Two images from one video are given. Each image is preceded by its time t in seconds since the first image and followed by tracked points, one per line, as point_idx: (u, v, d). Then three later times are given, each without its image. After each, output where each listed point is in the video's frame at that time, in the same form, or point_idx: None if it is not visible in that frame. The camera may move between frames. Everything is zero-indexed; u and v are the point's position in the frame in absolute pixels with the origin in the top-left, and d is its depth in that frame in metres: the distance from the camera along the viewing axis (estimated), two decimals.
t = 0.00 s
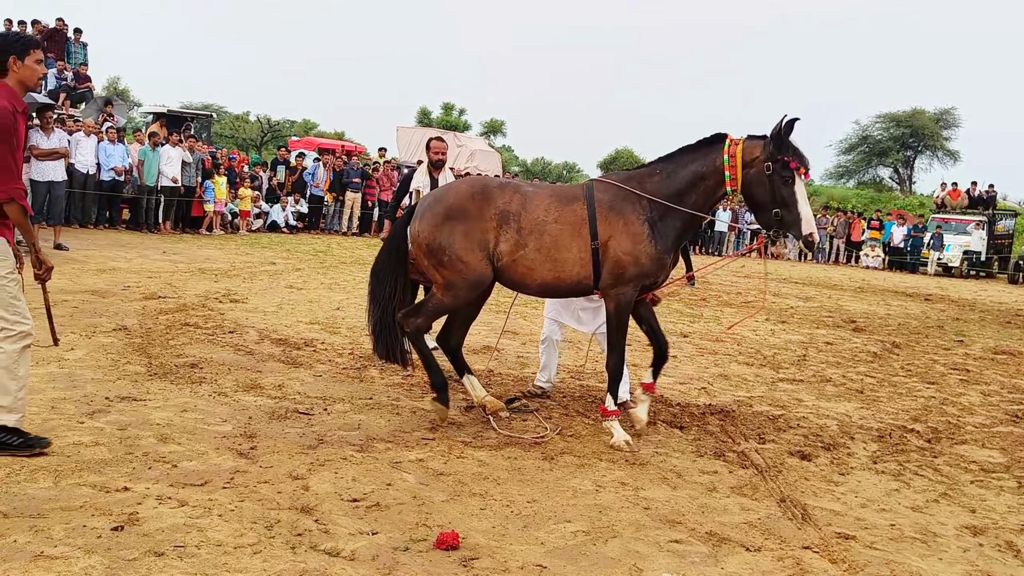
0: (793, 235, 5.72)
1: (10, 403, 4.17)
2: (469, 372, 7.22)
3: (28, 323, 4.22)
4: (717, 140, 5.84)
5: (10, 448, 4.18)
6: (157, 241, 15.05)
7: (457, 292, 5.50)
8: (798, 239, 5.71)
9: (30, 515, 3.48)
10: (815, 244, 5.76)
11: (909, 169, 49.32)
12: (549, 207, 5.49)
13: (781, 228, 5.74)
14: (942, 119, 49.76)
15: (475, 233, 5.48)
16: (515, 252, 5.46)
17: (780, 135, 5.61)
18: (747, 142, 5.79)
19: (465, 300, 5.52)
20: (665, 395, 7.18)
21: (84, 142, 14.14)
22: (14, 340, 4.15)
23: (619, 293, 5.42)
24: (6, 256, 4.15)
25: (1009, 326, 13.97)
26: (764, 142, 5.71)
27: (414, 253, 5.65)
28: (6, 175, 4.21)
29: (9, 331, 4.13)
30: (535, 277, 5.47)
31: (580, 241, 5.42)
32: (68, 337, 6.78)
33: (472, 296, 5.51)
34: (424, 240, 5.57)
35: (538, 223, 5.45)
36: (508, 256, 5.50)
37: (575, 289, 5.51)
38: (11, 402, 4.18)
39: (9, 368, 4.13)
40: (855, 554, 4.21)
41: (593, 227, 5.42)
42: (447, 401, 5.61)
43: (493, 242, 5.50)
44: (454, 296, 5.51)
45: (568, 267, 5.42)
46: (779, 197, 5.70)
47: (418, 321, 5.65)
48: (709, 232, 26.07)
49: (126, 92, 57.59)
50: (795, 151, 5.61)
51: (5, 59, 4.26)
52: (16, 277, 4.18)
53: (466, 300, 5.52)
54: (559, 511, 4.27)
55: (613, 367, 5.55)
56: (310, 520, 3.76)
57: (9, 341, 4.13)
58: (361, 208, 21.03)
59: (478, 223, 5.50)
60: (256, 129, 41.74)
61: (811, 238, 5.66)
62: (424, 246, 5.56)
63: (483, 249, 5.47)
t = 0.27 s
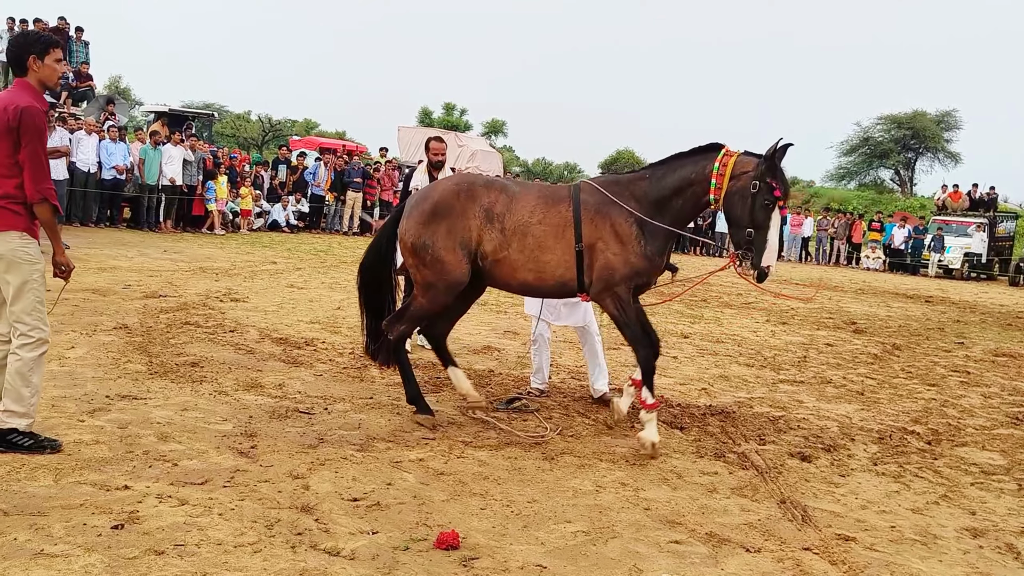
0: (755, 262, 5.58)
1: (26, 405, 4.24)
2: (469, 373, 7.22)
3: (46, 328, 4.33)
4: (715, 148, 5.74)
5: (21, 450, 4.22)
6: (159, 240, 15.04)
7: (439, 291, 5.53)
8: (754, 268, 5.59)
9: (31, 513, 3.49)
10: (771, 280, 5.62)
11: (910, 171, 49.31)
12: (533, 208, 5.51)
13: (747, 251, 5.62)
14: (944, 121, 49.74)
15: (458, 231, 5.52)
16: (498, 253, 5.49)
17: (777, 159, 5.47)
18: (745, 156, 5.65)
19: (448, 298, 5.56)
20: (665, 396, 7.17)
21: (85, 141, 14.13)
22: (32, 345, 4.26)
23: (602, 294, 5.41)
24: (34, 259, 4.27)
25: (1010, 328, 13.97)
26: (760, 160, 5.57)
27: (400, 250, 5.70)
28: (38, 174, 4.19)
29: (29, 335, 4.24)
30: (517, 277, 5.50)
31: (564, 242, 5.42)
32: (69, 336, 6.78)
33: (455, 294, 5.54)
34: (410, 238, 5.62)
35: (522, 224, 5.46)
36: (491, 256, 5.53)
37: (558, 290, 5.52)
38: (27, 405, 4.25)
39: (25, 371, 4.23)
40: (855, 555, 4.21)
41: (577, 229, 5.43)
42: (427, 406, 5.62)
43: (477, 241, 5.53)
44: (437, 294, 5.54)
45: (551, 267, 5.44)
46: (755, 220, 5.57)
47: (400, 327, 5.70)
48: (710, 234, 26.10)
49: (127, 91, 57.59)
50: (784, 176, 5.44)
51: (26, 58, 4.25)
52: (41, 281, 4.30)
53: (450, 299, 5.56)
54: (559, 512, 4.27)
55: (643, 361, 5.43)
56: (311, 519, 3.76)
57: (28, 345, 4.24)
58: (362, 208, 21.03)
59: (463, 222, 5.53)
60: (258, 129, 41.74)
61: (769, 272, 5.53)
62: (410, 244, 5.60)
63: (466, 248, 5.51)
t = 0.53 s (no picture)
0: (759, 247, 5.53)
1: (31, 408, 4.24)
2: (471, 374, 7.21)
3: (57, 332, 4.32)
4: (708, 142, 5.72)
5: (21, 450, 4.22)
6: (160, 240, 15.04)
7: (448, 296, 5.51)
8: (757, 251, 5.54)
9: (32, 514, 3.48)
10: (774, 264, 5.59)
11: (912, 173, 49.31)
12: (539, 210, 5.50)
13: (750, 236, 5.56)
14: (945, 123, 49.71)
15: (465, 234, 5.51)
16: (505, 256, 5.47)
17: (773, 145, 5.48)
18: (739, 145, 5.64)
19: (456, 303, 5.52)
20: (666, 398, 7.16)
21: (86, 142, 14.14)
22: (44, 348, 4.26)
23: (612, 297, 5.38)
24: (52, 263, 4.28)
25: (1011, 330, 13.96)
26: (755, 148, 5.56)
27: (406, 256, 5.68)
28: (60, 175, 4.21)
29: (40, 338, 4.23)
30: (525, 281, 5.46)
31: (571, 245, 5.41)
32: (70, 336, 6.78)
33: (463, 298, 5.51)
34: (416, 243, 5.60)
35: (528, 226, 5.45)
36: (498, 260, 5.50)
37: (567, 294, 5.47)
38: (31, 407, 4.25)
39: (34, 374, 4.24)
40: (857, 557, 4.20)
41: (584, 231, 5.42)
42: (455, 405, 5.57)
43: (484, 245, 5.51)
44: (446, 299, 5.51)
45: (559, 271, 5.41)
46: (755, 205, 5.52)
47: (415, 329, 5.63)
48: (711, 235, 26.10)
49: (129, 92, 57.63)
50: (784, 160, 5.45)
51: (39, 60, 4.27)
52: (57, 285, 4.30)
53: (458, 304, 5.52)
54: (561, 513, 4.26)
55: (619, 375, 5.39)
56: (312, 520, 3.75)
57: (38, 348, 4.24)
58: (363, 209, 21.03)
59: (469, 226, 5.53)
60: (259, 129, 41.76)
61: (774, 255, 5.48)
62: (416, 249, 5.59)
63: (473, 251, 5.49)
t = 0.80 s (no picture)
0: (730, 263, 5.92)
1: (37, 408, 4.25)
2: (473, 375, 7.22)
3: (67, 333, 4.35)
4: (703, 150, 5.88)
5: (24, 450, 4.22)
6: (162, 241, 15.05)
7: (446, 306, 5.47)
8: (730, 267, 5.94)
9: (36, 514, 3.49)
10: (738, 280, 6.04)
11: (914, 173, 49.27)
12: (533, 219, 5.51)
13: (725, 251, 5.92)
14: (948, 124, 49.64)
15: (459, 244, 5.45)
16: (502, 265, 5.47)
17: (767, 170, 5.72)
18: (735, 160, 5.86)
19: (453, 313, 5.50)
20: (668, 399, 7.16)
21: (88, 142, 14.16)
22: (54, 347, 4.29)
23: (612, 304, 5.50)
24: (59, 264, 4.31)
25: (1014, 331, 13.93)
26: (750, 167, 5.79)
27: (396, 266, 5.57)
28: (68, 180, 4.21)
29: (50, 337, 4.26)
30: (523, 290, 5.49)
31: (569, 253, 5.47)
32: (74, 337, 6.79)
33: (459, 308, 5.49)
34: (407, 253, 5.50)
35: (524, 235, 5.46)
36: (494, 269, 5.49)
37: (565, 301, 5.55)
38: (36, 408, 4.26)
39: (42, 373, 4.25)
40: (860, 559, 4.20)
41: (582, 239, 5.48)
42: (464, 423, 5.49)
43: (478, 254, 5.46)
44: (443, 310, 5.47)
45: (559, 279, 5.46)
46: (738, 224, 5.83)
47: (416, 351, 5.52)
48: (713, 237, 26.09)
49: (131, 93, 57.72)
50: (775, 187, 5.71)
51: (45, 65, 4.29)
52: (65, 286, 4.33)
53: (455, 313, 5.50)
54: (563, 514, 4.26)
55: (665, 361, 5.44)
56: (315, 521, 3.75)
57: (48, 347, 4.26)
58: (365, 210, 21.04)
59: (463, 235, 5.47)
60: (261, 130, 41.80)
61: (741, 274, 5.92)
62: (408, 259, 5.48)
63: (468, 261, 5.44)
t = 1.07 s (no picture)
0: (713, 275, 6.28)
1: (35, 408, 4.25)
2: (471, 376, 7.22)
3: (65, 332, 4.35)
4: (701, 164, 6.15)
5: (22, 451, 4.21)
6: (161, 242, 15.04)
7: (448, 316, 5.44)
8: (711, 277, 6.29)
9: (33, 516, 3.48)
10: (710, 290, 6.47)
11: (912, 176, 49.33)
12: (534, 228, 5.55)
13: (711, 262, 6.28)
14: (946, 126, 49.72)
15: (461, 255, 5.41)
16: (506, 275, 5.49)
17: (756, 195, 6.21)
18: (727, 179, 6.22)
19: (455, 323, 5.48)
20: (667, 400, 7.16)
21: (87, 143, 14.15)
22: (53, 347, 4.29)
23: (616, 311, 5.70)
24: (51, 264, 4.31)
25: (1012, 333, 13.95)
26: (742, 188, 6.21)
27: (396, 277, 5.48)
28: (61, 183, 4.22)
29: (49, 336, 4.27)
30: (525, 299, 5.54)
31: (572, 262, 5.56)
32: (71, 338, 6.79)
33: (461, 319, 5.48)
34: (408, 263, 5.42)
35: (527, 245, 5.50)
36: (497, 278, 5.50)
37: (566, 308, 5.66)
38: (35, 408, 4.26)
39: (41, 373, 4.25)
40: (858, 561, 4.20)
41: (584, 248, 5.60)
42: (464, 426, 5.50)
43: (481, 264, 5.45)
44: (445, 320, 5.45)
45: (562, 287, 5.56)
46: (727, 240, 6.23)
47: (410, 356, 5.51)
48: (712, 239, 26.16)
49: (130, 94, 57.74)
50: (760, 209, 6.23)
51: (41, 71, 4.28)
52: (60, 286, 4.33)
53: (457, 323, 5.48)
54: (561, 516, 4.27)
55: (661, 369, 5.82)
56: (313, 523, 3.75)
57: (46, 347, 4.27)
58: (364, 211, 21.03)
59: (465, 245, 5.43)
60: (260, 132, 41.78)
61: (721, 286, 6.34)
62: (409, 270, 5.41)
63: (471, 273, 5.42)
